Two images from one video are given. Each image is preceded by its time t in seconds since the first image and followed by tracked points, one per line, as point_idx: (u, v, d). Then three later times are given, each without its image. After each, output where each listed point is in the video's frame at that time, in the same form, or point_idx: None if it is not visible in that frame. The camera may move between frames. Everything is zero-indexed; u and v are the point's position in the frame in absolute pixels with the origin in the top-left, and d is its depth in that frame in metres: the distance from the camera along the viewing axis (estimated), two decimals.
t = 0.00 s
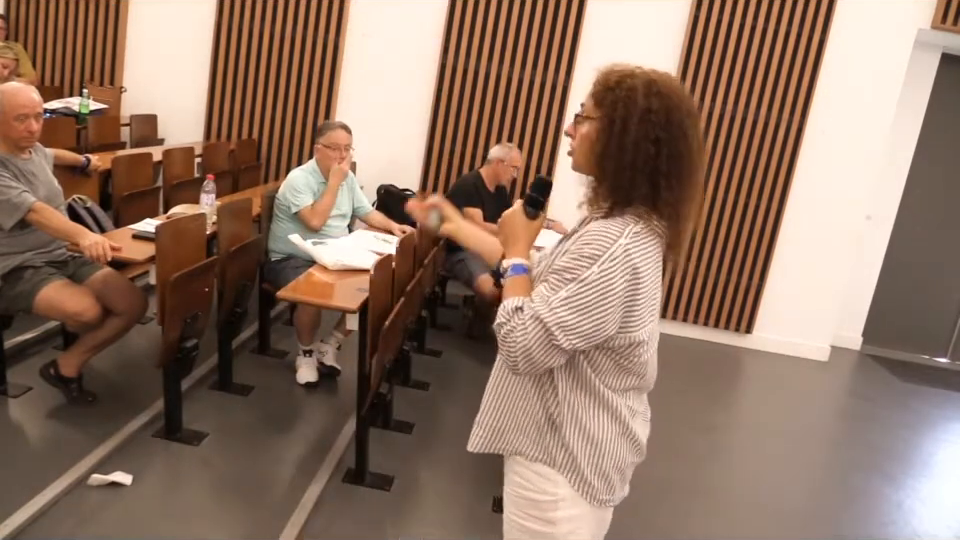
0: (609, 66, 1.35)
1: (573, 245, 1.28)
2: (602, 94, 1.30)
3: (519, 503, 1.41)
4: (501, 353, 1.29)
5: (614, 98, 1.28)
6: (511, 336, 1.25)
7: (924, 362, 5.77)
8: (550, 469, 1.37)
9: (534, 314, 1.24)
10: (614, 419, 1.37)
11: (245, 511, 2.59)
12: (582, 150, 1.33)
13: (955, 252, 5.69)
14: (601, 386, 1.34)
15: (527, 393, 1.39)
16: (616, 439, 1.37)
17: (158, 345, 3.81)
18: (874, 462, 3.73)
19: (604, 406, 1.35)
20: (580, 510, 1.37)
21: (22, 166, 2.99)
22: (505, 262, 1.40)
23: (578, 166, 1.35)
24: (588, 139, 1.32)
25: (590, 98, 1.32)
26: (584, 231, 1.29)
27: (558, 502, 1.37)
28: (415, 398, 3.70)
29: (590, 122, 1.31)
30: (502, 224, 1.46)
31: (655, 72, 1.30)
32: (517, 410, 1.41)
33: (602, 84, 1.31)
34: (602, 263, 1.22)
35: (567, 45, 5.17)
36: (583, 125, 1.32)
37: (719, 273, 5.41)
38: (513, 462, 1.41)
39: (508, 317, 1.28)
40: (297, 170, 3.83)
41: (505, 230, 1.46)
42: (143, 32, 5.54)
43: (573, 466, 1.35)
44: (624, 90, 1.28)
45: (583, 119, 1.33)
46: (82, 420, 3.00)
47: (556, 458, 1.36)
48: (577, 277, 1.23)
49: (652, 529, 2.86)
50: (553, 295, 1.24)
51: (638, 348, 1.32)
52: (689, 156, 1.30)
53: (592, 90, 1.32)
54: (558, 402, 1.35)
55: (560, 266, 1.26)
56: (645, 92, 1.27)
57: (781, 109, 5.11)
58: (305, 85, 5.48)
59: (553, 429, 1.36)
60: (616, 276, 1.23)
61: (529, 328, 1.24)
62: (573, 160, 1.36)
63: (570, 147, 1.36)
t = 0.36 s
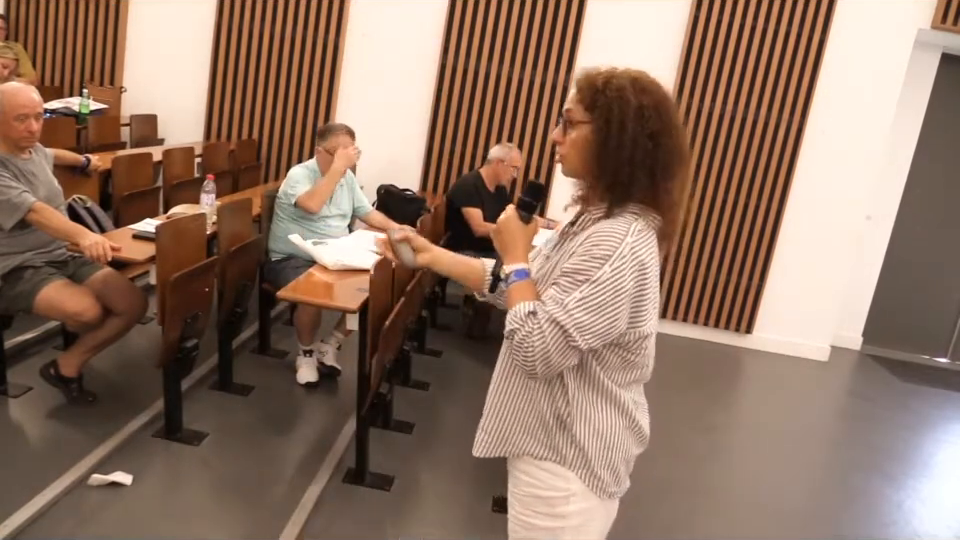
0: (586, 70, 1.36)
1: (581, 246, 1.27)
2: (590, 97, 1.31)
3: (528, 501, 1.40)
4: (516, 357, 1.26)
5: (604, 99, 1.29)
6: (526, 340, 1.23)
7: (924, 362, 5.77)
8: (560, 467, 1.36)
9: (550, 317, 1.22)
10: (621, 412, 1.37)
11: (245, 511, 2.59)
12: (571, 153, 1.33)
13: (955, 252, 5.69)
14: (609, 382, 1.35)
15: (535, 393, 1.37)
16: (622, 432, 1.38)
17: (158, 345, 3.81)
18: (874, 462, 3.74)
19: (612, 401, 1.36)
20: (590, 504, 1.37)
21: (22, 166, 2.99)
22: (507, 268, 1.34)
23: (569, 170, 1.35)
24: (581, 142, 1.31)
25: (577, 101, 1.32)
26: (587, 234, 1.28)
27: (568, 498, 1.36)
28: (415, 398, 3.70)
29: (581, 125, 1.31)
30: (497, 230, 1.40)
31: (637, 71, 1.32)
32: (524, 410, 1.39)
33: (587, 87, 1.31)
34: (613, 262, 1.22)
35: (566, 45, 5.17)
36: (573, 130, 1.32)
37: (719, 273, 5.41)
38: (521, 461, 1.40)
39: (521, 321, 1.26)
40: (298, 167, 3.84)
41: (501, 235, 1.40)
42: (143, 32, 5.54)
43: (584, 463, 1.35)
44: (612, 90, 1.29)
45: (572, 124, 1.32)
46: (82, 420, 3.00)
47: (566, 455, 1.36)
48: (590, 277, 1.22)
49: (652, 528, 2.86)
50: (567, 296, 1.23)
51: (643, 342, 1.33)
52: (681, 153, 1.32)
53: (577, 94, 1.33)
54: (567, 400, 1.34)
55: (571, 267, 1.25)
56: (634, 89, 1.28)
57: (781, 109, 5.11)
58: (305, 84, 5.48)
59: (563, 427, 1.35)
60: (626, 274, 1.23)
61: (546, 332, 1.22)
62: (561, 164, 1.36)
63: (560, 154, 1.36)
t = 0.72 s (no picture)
0: (570, 73, 1.37)
1: (589, 245, 1.26)
2: (584, 98, 1.31)
3: (535, 500, 1.39)
4: (531, 360, 1.24)
5: (601, 98, 1.29)
6: (544, 342, 1.22)
7: (925, 363, 5.77)
8: (569, 465, 1.36)
9: (566, 317, 1.21)
10: (626, 407, 1.38)
11: (246, 511, 2.59)
12: (567, 155, 1.32)
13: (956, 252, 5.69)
14: (616, 377, 1.35)
15: (543, 392, 1.36)
16: (627, 426, 1.39)
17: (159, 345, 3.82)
18: (875, 462, 3.74)
19: (618, 396, 1.36)
20: (598, 499, 1.38)
21: (23, 166, 2.99)
22: (511, 272, 1.33)
23: (565, 172, 1.34)
24: (579, 143, 1.31)
25: (570, 102, 1.32)
26: (594, 234, 1.28)
27: (578, 495, 1.36)
28: (416, 398, 3.71)
29: (578, 126, 1.31)
30: (497, 234, 1.38)
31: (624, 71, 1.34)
32: (531, 410, 1.38)
33: (581, 89, 1.32)
34: (624, 260, 1.23)
35: (567, 45, 5.17)
36: (569, 132, 1.32)
37: (719, 273, 5.41)
38: (530, 461, 1.39)
39: (535, 323, 1.23)
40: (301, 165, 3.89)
41: (501, 239, 1.38)
42: (144, 32, 5.54)
43: (594, 459, 1.35)
44: (607, 90, 1.30)
45: (568, 126, 1.32)
46: (83, 420, 3.00)
47: (575, 453, 1.35)
48: (603, 276, 1.22)
49: (652, 528, 2.86)
50: (581, 295, 1.22)
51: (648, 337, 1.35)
52: (676, 152, 1.34)
53: (569, 96, 1.33)
54: (576, 397, 1.34)
55: (583, 267, 1.24)
56: (628, 88, 1.30)
57: (782, 109, 5.10)
58: (306, 84, 5.48)
59: (572, 425, 1.35)
60: (635, 271, 1.24)
61: (562, 333, 1.21)
62: (555, 167, 1.35)
63: (555, 156, 1.34)
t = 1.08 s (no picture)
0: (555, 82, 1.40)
1: (605, 243, 1.25)
2: (572, 99, 1.33)
3: (539, 496, 1.38)
4: (552, 359, 1.22)
5: (587, 96, 1.32)
6: (567, 340, 1.20)
7: (928, 363, 5.77)
8: (576, 460, 1.35)
9: (589, 313, 1.20)
10: (629, 402, 1.40)
11: (248, 511, 2.60)
12: (564, 156, 1.33)
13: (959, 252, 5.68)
14: (624, 373, 1.36)
15: (554, 388, 1.35)
16: (630, 421, 1.41)
17: (161, 345, 3.82)
18: (877, 462, 3.74)
19: (624, 391, 1.38)
20: (600, 493, 1.39)
21: (26, 166, 3.00)
22: (522, 272, 1.29)
23: (564, 176, 1.34)
24: (573, 143, 1.32)
25: (559, 108, 1.34)
26: (608, 230, 1.27)
27: (583, 490, 1.36)
28: (418, 398, 3.71)
29: (570, 127, 1.32)
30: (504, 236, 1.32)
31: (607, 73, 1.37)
32: (541, 406, 1.36)
33: (567, 93, 1.34)
34: (642, 256, 1.23)
35: (569, 44, 5.17)
36: (562, 133, 1.33)
37: (721, 273, 5.41)
38: (536, 457, 1.37)
39: (556, 321, 1.21)
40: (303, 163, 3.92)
41: (510, 241, 1.32)
42: (146, 31, 5.54)
43: (602, 455, 1.35)
44: (592, 90, 1.32)
45: (560, 127, 1.33)
46: (85, 419, 3.01)
47: (584, 449, 1.35)
48: (623, 271, 1.21)
49: (654, 529, 2.86)
50: (602, 291, 1.21)
51: (654, 333, 1.36)
52: (670, 144, 1.36)
53: (558, 101, 1.35)
54: (587, 393, 1.34)
55: (602, 263, 1.23)
56: (613, 84, 1.33)
57: (785, 109, 5.10)
58: (309, 85, 5.48)
59: (582, 421, 1.34)
60: (650, 267, 1.25)
61: (584, 329, 1.20)
62: (554, 172, 1.36)
63: (550, 160, 1.35)
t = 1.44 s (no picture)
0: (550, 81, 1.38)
1: (611, 236, 1.25)
2: (571, 100, 1.32)
3: (558, 494, 1.37)
4: (570, 354, 1.21)
5: (589, 97, 1.31)
6: (584, 335, 1.19)
7: (938, 365, 5.73)
8: (594, 454, 1.35)
9: (604, 306, 1.19)
10: (641, 393, 1.41)
11: (257, 510, 2.60)
12: (564, 154, 1.32)
13: None
14: (635, 364, 1.37)
15: (569, 384, 1.35)
16: (642, 411, 1.42)
17: (170, 344, 3.83)
18: (887, 464, 3.71)
19: (635, 382, 1.38)
20: (617, 486, 1.39)
21: (37, 166, 3.01)
22: (532, 271, 1.27)
23: (562, 173, 1.34)
24: (574, 142, 1.31)
25: (557, 108, 1.33)
26: (613, 224, 1.27)
27: (602, 484, 1.36)
28: (426, 398, 3.71)
29: (571, 127, 1.31)
30: (511, 236, 1.29)
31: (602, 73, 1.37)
32: (557, 403, 1.36)
33: (566, 93, 1.33)
34: (649, 247, 1.23)
35: (577, 44, 5.17)
36: (562, 132, 1.32)
37: (730, 273, 5.39)
38: (554, 455, 1.37)
39: (573, 316, 1.21)
40: (307, 162, 3.91)
41: (518, 241, 1.29)
42: (156, 32, 5.56)
43: (619, 446, 1.35)
44: (592, 91, 1.32)
45: (560, 126, 1.32)
46: (95, 418, 3.02)
47: (602, 442, 1.34)
48: (632, 263, 1.21)
49: (663, 531, 2.85)
50: (613, 283, 1.20)
51: (662, 323, 1.37)
52: (662, 145, 1.38)
53: (556, 100, 1.34)
54: (601, 386, 1.34)
55: (612, 256, 1.23)
56: (611, 85, 1.33)
57: (794, 109, 5.08)
58: (317, 85, 5.49)
59: (598, 415, 1.34)
60: (656, 257, 1.25)
61: (600, 322, 1.19)
62: (551, 168, 1.35)
63: (548, 157, 1.34)
